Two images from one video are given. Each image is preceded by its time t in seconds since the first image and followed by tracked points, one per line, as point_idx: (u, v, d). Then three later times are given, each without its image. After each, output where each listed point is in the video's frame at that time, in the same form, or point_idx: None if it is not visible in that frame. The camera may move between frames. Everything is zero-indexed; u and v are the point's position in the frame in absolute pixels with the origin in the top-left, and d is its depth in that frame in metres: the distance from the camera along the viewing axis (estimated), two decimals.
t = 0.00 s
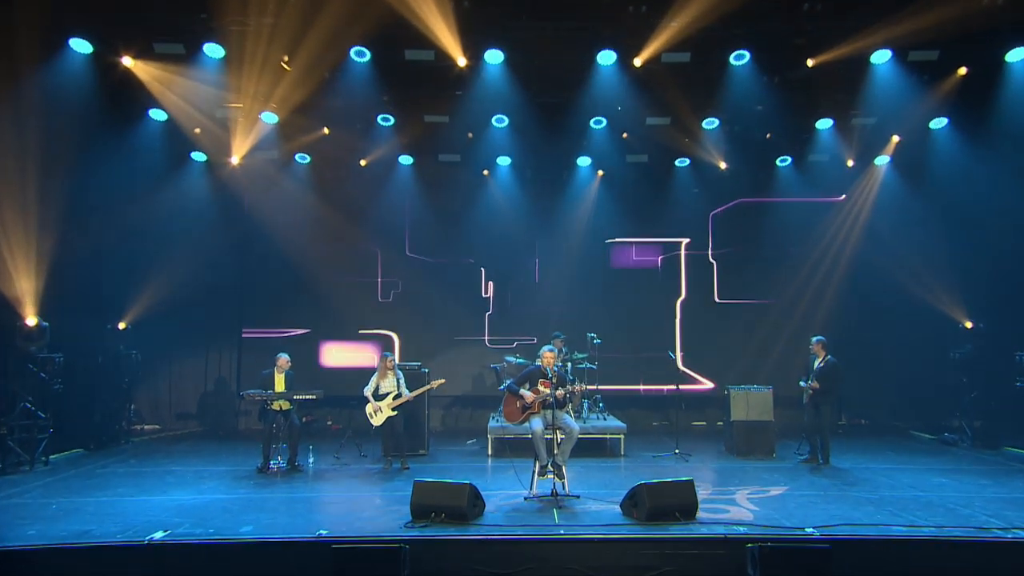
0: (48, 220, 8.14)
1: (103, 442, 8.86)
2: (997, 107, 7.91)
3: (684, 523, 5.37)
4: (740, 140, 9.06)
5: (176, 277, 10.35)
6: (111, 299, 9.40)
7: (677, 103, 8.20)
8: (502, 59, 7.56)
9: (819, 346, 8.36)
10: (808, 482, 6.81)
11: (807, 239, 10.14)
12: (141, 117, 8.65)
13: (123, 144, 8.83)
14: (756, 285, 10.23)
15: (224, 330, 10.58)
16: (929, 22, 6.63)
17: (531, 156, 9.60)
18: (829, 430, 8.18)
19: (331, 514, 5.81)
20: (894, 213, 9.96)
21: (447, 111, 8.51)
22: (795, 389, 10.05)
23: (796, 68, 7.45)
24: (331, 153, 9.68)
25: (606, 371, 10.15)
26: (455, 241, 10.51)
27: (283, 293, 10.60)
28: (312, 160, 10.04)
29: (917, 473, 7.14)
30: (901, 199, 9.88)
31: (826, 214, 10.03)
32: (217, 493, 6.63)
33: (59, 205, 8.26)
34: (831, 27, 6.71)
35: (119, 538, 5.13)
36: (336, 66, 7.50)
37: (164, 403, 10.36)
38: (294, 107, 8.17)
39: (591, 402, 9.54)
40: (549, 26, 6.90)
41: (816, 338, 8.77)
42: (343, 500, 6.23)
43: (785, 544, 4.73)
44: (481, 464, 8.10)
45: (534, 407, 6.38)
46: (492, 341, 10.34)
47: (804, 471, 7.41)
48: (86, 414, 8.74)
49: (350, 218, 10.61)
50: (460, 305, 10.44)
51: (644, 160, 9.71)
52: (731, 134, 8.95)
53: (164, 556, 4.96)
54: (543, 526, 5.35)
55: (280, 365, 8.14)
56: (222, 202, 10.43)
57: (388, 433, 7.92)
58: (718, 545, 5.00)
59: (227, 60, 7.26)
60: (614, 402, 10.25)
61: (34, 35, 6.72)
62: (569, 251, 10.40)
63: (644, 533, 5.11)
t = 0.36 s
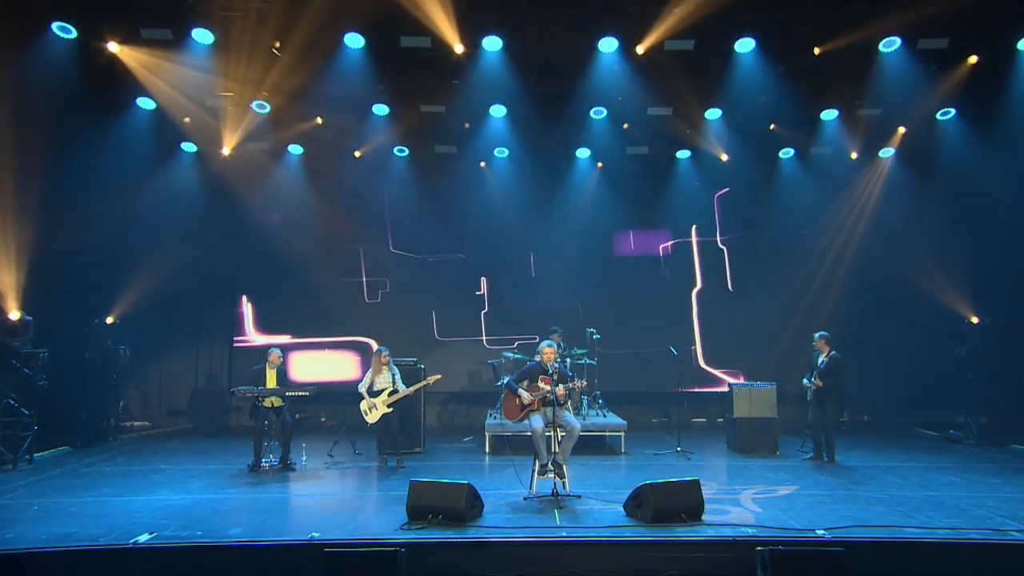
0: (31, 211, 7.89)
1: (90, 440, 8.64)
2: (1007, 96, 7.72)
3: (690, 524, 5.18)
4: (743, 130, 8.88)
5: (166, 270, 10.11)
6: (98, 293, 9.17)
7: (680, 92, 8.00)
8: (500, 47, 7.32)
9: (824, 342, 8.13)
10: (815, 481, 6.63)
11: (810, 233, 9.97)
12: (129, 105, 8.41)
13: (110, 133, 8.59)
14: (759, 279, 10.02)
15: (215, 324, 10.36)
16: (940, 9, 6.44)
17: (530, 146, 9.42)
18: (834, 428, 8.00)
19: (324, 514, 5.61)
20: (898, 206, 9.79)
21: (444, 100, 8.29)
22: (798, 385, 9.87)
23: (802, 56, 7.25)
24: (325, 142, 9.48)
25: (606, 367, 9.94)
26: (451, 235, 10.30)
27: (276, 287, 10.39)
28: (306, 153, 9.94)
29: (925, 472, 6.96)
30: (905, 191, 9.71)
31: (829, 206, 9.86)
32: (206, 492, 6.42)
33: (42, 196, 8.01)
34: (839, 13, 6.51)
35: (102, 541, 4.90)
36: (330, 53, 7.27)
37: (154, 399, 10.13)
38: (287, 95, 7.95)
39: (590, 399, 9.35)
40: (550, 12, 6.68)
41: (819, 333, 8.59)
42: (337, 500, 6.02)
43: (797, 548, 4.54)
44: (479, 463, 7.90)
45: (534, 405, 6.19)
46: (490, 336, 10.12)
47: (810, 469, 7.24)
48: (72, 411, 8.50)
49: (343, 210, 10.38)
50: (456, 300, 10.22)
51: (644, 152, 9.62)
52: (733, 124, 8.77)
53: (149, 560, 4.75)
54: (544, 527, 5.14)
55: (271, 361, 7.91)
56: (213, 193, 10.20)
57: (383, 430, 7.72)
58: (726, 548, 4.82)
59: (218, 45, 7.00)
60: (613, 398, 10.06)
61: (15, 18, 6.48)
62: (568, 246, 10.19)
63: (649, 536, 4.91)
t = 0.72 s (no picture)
0: (11, 201, 7.64)
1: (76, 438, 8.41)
2: (1015, 86, 7.54)
3: (696, 527, 5.01)
4: (745, 121, 8.70)
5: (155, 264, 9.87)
6: (84, 287, 8.92)
7: (683, 81, 7.80)
8: (497, 32, 7.00)
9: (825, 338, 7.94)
10: (822, 480, 6.46)
11: (811, 226, 9.80)
12: (114, 93, 8.15)
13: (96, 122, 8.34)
14: (761, 273, 9.81)
15: (206, 319, 10.14)
16: None
17: (527, 137, 9.24)
18: (837, 425, 7.84)
19: (317, 517, 5.41)
20: (901, 199, 9.64)
21: (440, 89, 8.08)
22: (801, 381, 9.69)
23: (808, 44, 7.05)
24: (317, 131, 9.27)
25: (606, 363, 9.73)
26: (447, 229, 10.11)
27: (267, 280, 10.15)
28: (297, 144, 9.78)
29: (932, 470, 6.78)
30: (908, 184, 9.56)
31: (830, 200, 9.75)
32: (194, 493, 6.20)
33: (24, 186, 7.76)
34: None
35: (83, 545, 4.68)
36: (323, 40, 7.05)
37: (142, 396, 9.90)
38: (278, 82, 7.73)
39: (589, 395, 9.17)
40: None
41: (821, 329, 8.42)
42: (330, 501, 5.83)
43: (808, 552, 4.36)
44: (475, 461, 7.73)
45: (534, 402, 5.99)
46: (487, 331, 9.92)
47: (815, 468, 7.07)
48: (56, 408, 8.27)
49: (336, 203, 10.15)
50: (451, 294, 10.01)
51: (644, 144, 9.63)
52: (736, 115, 8.60)
53: (132, 566, 4.53)
54: (545, 530, 4.96)
55: (260, 356, 7.68)
56: (203, 185, 9.98)
57: (377, 427, 7.52)
58: (735, 551, 4.65)
59: (207, 30, 6.75)
60: (611, 394, 9.88)
61: None
62: (565, 240, 9.99)
63: (654, 538, 4.72)
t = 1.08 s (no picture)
0: None
1: (61, 435, 8.18)
2: None
3: (704, 528, 4.84)
4: (747, 111, 8.52)
5: (143, 257, 9.63)
6: (69, 280, 8.68)
7: (685, 70, 7.61)
8: (496, 18, 6.82)
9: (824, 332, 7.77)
10: (829, 479, 6.30)
11: (813, 219, 9.64)
12: (100, 80, 7.92)
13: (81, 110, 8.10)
14: (763, 267, 9.64)
15: (195, 314, 9.91)
16: None
17: (525, 127, 9.07)
18: (842, 421, 7.68)
19: (310, 518, 5.21)
20: (905, 191, 9.48)
21: (436, 78, 7.87)
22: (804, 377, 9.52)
23: (815, 32, 6.87)
24: (310, 120, 9.06)
25: (605, 358, 9.54)
26: (443, 221, 9.90)
27: (258, 274, 9.91)
28: (289, 135, 9.65)
29: (941, 468, 6.63)
30: (913, 176, 9.40)
31: (832, 193, 9.60)
32: (182, 493, 5.98)
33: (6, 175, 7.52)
34: None
35: (64, 549, 4.47)
36: (315, 24, 6.83)
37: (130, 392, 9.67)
38: (269, 69, 7.51)
39: (588, 392, 9.00)
40: None
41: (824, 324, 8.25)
42: (324, 502, 5.63)
43: (824, 556, 4.19)
44: (472, 459, 7.55)
45: (534, 399, 5.80)
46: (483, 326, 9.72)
47: (822, 466, 6.89)
48: (41, 405, 8.03)
49: (329, 194, 9.92)
50: (448, 288, 9.80)
51: (644, 136, 9.45)
52: (739, 105, 8.42)
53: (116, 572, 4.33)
54: (547, 533, 4.77)
55: (249, 351, 7.46)
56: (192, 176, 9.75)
57: (372, 425, 7.33)
58: (743, 554, 4.46)
59: (195, 14, 6.52)
60: (609, 391, 9.71)
61: None
62: (564, 233, 9.79)
63: (661, 542, 4.54)
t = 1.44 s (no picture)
0: None
1: (47, 433, 7.96)
2: None
3: (714, 530, 4.66)
4: (751, 101, 8.35)
5: (133, 249, 9.39)
6: (55, 273, 8.45)
7: (689, 59, 7.42)
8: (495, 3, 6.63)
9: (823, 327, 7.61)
10: (839, 477, 6.14)
11: (817, 212, 9.48)
12: (86, 66, 7.69)
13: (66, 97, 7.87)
14: (767, 261, 9.47)
15: (186, 308, 9.68)
16: None
17: (524, 117, 8.88)
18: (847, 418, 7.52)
19: (305, 520, 5.02)
20: (910, 183, 9.34)
21: (433, 65, 7.66)
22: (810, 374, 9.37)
23: (824, 19, 6.68)
24: (302, 109, 8.84)
25: (606, 353, 9.36)
26: (440, 215, 9.69)
27: (250, 267, 9.69)
28: (282, 124, 9.39)
29: (952, 467, 6.47)
30: (918, 168, 9.26)
31: (836, 185, 9.45)
32: (172, 493, 5.78)
33: None
34: None
35: (46, 554, 4.25)
36: (309, 8, 6.61)
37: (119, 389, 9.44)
38: (261, 54, 7.29)
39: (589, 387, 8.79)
40: None
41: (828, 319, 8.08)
42: (321, 502, 5.44)
43: (842, 560, 4.02)
44: (471, 457, 7.37)
45: (536, 396, 5.62)
46: (480, 320, 9.54)
47: (830, 464, 6.73)
48: (26, 401, 7.80)
49: (323, 186, 9.71)
50: (445, 282, 9.60)
51: (645, 127, 9.22)
52: (742, 95, 8.25)
53: None
54: (552, 535, 4.59)
55: (240, 347, 7.22)
56: (183, 167, 9.52)
57: (367, 422, 7.13)
58: (757, 557, 4.29)
59: None
60: (609, 386, 9.53)
61: None
62: (564, 227, 9.59)
63: (671, 544, 4.36)
